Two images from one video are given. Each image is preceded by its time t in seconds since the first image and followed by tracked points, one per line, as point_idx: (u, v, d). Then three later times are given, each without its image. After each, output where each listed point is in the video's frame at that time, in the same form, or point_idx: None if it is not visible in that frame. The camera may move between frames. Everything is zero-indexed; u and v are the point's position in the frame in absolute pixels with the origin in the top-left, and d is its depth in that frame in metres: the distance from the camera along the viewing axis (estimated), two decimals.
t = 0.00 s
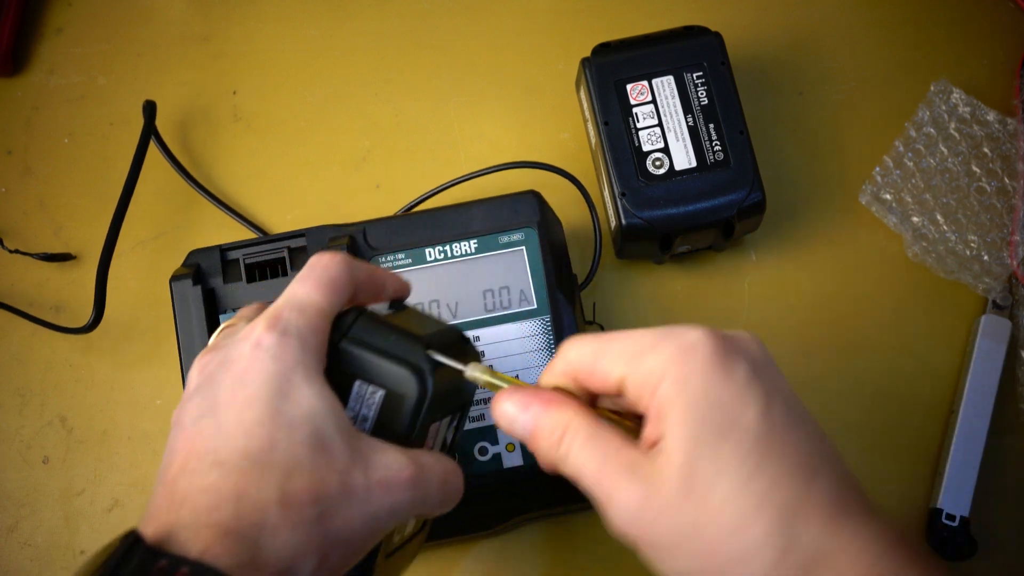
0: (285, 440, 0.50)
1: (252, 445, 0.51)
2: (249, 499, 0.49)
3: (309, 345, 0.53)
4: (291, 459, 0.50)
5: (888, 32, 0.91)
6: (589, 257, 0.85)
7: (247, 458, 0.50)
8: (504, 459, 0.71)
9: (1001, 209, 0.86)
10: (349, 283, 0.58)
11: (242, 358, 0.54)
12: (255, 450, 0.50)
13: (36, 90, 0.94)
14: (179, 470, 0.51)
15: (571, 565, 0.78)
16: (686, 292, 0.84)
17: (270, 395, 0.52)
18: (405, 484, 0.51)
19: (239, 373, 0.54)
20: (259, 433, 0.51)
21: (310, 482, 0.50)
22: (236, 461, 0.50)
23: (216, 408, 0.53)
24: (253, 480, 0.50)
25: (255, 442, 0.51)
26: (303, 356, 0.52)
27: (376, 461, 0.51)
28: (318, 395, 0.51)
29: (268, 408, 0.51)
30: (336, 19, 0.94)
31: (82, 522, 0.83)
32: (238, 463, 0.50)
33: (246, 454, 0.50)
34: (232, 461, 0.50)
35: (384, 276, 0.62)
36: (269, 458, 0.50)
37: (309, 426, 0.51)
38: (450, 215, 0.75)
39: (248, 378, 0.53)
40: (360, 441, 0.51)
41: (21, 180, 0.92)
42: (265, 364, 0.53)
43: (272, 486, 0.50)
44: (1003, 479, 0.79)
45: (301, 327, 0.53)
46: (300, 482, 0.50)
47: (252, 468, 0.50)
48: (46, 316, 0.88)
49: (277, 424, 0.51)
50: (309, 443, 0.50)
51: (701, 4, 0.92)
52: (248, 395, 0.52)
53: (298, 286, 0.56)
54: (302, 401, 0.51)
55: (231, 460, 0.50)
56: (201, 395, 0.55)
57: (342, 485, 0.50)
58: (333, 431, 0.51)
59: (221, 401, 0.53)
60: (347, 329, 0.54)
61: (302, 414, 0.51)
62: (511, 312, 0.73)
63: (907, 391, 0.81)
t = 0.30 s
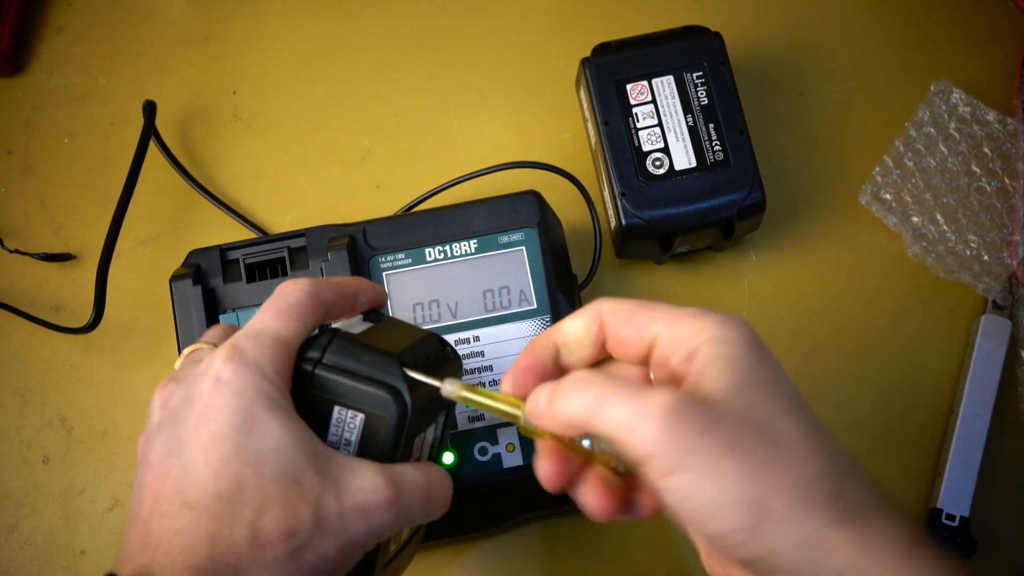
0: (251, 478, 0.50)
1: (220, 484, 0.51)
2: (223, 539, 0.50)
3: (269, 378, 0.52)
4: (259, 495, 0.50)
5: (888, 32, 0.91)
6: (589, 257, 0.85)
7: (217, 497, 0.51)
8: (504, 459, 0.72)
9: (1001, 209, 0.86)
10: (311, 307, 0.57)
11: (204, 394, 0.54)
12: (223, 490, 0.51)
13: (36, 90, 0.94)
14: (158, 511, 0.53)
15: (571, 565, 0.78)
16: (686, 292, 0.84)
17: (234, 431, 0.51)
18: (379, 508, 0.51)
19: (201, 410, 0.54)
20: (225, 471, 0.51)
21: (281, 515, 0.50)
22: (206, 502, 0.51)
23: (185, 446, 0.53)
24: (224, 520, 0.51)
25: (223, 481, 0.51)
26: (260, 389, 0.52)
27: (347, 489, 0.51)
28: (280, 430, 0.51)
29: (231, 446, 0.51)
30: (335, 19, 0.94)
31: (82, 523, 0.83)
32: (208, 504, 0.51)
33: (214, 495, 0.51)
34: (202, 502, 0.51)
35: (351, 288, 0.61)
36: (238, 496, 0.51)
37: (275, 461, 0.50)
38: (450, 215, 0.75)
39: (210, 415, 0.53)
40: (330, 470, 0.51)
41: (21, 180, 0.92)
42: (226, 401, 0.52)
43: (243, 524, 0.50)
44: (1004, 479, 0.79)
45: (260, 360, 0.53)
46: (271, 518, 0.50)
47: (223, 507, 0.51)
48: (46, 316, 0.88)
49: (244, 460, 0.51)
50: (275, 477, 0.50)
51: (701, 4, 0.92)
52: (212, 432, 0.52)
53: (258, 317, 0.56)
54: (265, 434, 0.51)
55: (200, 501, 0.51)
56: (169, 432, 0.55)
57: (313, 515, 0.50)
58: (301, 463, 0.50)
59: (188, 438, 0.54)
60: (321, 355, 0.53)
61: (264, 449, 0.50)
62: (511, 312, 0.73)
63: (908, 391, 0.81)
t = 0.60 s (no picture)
0: (337, 439, 0.49)
1: (304, 439, 0.49)
2: (301, 493, 0.48)
3: (367, 339, 0.51)
4: (342, 457, 0.49)
5: (888, 32, 0.91)
6: (589, 258, 0.85)
7: (298, 451, 0.49)
8: (503, 459, 0.72)
9: (1001, 209, 0.86)
10: (400, 267, 0.56)
11: (297, 345, 0.52)
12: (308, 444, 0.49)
13: (36, 90, 0.94)
14: (231, 457, 0.50)
15: (571, 565, 0.78)
16: (686, 292, 0.84)
17: (325, 386, 0.49)
18: (451, 490, 0.51)
19: (291, 359, 0.51)
20: (314, 429, 0.49)
21: (362, 481, 0.49)
22: (289, 453, 0.49)
23: (270, 395, 0.51)
24: (305, 475, 0.49)
25: (309, 436, 0.49)
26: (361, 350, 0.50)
27: (424, 466, 0.50)
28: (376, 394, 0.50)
29: (320, 403, 0.49)
30: (335, 19, 0.94)
31: (82, 523, 0.83)
32: (291, 458, 0.49)
33: (297, 448, 0.49)
34: (286, 454, 0.49)
35: (434, 257, 0.60)
36: (322, 455, 0.49)
37: (363, 423, 0.49)
38: (450, 215, 0.75)
39: (301, 367, 0.51)
40: (411, 442, 0.50)
41: (21, 180, 0.92)
42: (323, 354, 0.50)
43: (325, 481, 0.49)
44: (1004, 480, 0.79)
45: (359, 320, 0.51)
46: (351, 482, 0.49)
47: (304, 461, 0.49)
48: (46, 316, 0.88)
49: (331, 419, 0.49)
50: (361, 441, 0.49)
51: (700, 4, 0.92)
52: (302, 386, 0.50)
53: (351, 270, 0.54)
54: (359, 398, 0.49)
55: (282, 453, 0.49)
56: (253, 377, 0.53)
57: (390, 487, 0.50)
58: (387, 430, 0.50)
59: (274, 389, 0.51)
60: (399, 324, 0.52)
61: (355, 413, 0.49)
62: (512, 312, 0.73)
63: (908, 391, 0.81)
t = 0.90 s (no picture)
0: (396, 460, 0.51)
1: (364, 462, 0.51)
2: (365, 517, 0.50)
3: (417, 356, 0.52)
4: (402, 479, 0.51)
5: (888, 32, 0.91)
6: (589, 258, 0.85)
7: (359, 475, 0.51)
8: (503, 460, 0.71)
9: (1001, 209, 0.86)
10: (440, 284, 0.57)
11: (350, 368, 0.53)
12: (369, 467, 0.51)
13: (36, 90, 0.94)
14: (293, 484, 0.52)
15: (571, 566, 0.78)
16: (686, 292, 0.84)
17: (382, 409, 0.51)
18: (509, 504, 0.53)
19: (346, 383, 0.53)
20: (372, 452, 0.51)
21: (425, 502, 0.51)
22: (350, 478, 0.51)
23: (327, 419, 0.53)
24: (368, 499, 0.51)
25: (369, 459, 0.51)
26: (414, 371, 0.51)
27: (483, 482, 0.52)
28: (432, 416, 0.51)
29: (378, 425, 0.51)
30: (335, 19, 0.94)
31: (83, 522, 0.83)
32: (353, 483, 0.51)
33: (357, 472, 0.51)
34: (348, 479, 0.51)
35: (468, 271, 0.60)
36: (383, 478, 0.51)
37: (421, 443, 0.51)
38: (449, 215, 0.75)
39: (357, 390, 0.52)
40: (467, 459, 0.52)
41: (21, 180, 0.92)
42: (377, 377, 0.51)
43: (387, 504, 0.50)
44: (1004, 480, 0.79)
45: (409, 339, 0.52)
46: (415, 499, 0.51)
47: (366, 486, 0.51)
48: (46, 316, 0.88)
49: (389, 439, 0.51)
50: (419, 463, 0.51)
51: (700, 4, 0.92)
52: (358, 409, 0.52)
53: (394, 290, 0.55)
54: (415, 419, 0.51)
55: (345, 478, 0.51)
56: (306, 404, 0.54)
57: (452, 505, 0.51)
58: (444, 447, 0.51)
59: (330, 413, 0.53)
60: (452, 342, 0.53)
61: (412, 433, 0.51)
62: (512, 312, 0.73)
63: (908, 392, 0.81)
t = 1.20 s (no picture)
0: (341, 485, 0.51)
1: (310, 489, 0.50)
2: (311, 547, 0.50)
3: (361, 375, 0.52)
4: (346, 504, 0.51)
5: (888, 33, 0.91)
6: (589, 259, 0.85)
7: (306, 503, 0.50)
8: (503, 460, 0.72)
9: (1001, 209, 0.86)
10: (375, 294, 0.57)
11: (295, 390, 0.53)
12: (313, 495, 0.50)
13: (36, 90, 0.94)
14: (238, 512, 0.52)
15: (571, 566, 0.78)
16: (686, 292, 0.84)
17: (326, 433, 0.51)
18: (454, 523, 0.54)
19: (290, 406, 0.53)
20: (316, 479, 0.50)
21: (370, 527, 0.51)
22: (295, 507, 0.50)
23: (272, 443, 0.52)
24: (314, 527, 0.50)
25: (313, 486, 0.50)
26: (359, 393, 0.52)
27: (428, 503, 0.52)
28: (375, 439, 0.51)
29: (322, 450, 0.51)
30: (335, 19, 0.94)
31: (82, 522, 0.83)
32: (299, 511, 0.50)
33: (303, 500, 0.50)
34: (291, 507, 0.50)
35: (400, 281, 0.62)
36: (329, 505, 0.50)
37: (366, 467, 0.51)
38: (450, 216, 0.75)
39: (301, 414, 0.52)
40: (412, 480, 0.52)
41: (21, 180, 0.92)
42: (321, 399, 0.51)
43: (332, 533, 0.50)
44: (1004, 479, 0.79)
45: (353, 358, 0.53)
46: (360, 526, 0.51)
47: (310, 515, 0.50)
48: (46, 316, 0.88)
49: (334, 463, 0.51)
50: (364, 488, 0.51)
51: (700, 4, 0.92)
52: (303, 433, 0.51)
53: (331, 307, 0.55)
54: (359, 443, 0.51)
55: (289, 507, 0.50)
56: (251, 425, 0.54)
57: (398, 530, 0.52)
58: (389, 470, 0.52)
59: (274, 437, 0.52)
60: (390, 355, 0.54)
61: (357, 457, 0.51)
62: (512, 312, 0.73)
63: (909, 392, 0.81)
